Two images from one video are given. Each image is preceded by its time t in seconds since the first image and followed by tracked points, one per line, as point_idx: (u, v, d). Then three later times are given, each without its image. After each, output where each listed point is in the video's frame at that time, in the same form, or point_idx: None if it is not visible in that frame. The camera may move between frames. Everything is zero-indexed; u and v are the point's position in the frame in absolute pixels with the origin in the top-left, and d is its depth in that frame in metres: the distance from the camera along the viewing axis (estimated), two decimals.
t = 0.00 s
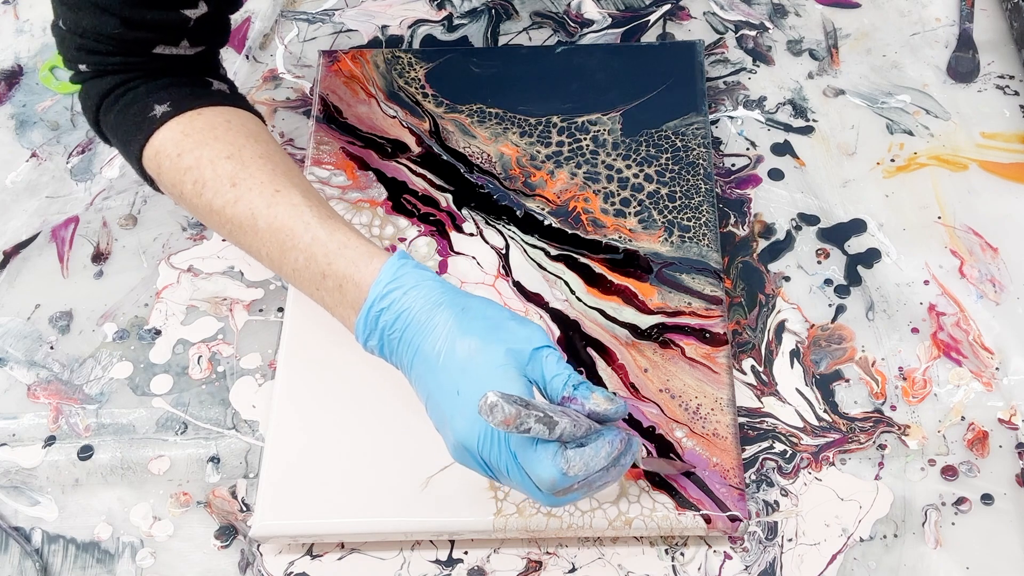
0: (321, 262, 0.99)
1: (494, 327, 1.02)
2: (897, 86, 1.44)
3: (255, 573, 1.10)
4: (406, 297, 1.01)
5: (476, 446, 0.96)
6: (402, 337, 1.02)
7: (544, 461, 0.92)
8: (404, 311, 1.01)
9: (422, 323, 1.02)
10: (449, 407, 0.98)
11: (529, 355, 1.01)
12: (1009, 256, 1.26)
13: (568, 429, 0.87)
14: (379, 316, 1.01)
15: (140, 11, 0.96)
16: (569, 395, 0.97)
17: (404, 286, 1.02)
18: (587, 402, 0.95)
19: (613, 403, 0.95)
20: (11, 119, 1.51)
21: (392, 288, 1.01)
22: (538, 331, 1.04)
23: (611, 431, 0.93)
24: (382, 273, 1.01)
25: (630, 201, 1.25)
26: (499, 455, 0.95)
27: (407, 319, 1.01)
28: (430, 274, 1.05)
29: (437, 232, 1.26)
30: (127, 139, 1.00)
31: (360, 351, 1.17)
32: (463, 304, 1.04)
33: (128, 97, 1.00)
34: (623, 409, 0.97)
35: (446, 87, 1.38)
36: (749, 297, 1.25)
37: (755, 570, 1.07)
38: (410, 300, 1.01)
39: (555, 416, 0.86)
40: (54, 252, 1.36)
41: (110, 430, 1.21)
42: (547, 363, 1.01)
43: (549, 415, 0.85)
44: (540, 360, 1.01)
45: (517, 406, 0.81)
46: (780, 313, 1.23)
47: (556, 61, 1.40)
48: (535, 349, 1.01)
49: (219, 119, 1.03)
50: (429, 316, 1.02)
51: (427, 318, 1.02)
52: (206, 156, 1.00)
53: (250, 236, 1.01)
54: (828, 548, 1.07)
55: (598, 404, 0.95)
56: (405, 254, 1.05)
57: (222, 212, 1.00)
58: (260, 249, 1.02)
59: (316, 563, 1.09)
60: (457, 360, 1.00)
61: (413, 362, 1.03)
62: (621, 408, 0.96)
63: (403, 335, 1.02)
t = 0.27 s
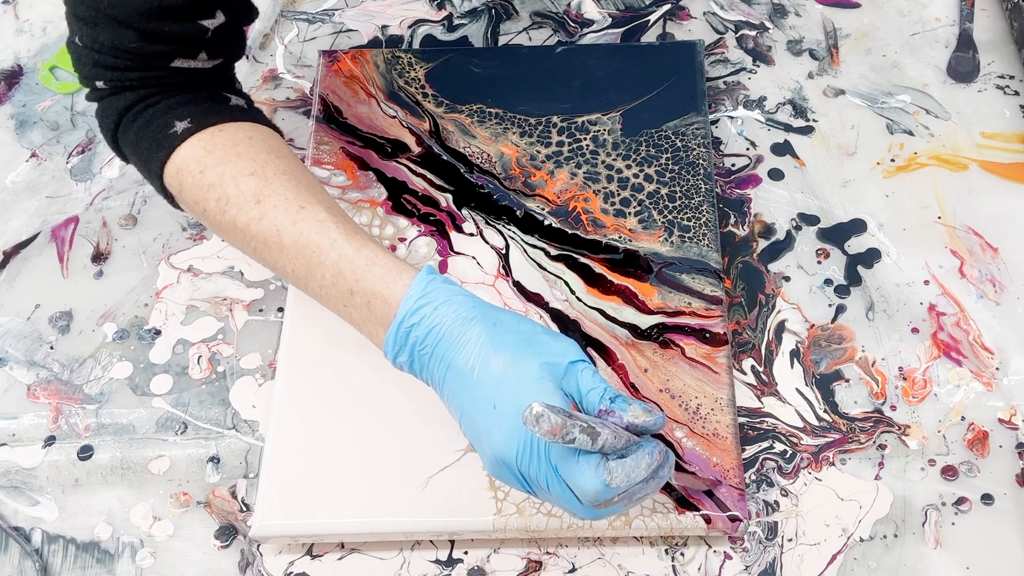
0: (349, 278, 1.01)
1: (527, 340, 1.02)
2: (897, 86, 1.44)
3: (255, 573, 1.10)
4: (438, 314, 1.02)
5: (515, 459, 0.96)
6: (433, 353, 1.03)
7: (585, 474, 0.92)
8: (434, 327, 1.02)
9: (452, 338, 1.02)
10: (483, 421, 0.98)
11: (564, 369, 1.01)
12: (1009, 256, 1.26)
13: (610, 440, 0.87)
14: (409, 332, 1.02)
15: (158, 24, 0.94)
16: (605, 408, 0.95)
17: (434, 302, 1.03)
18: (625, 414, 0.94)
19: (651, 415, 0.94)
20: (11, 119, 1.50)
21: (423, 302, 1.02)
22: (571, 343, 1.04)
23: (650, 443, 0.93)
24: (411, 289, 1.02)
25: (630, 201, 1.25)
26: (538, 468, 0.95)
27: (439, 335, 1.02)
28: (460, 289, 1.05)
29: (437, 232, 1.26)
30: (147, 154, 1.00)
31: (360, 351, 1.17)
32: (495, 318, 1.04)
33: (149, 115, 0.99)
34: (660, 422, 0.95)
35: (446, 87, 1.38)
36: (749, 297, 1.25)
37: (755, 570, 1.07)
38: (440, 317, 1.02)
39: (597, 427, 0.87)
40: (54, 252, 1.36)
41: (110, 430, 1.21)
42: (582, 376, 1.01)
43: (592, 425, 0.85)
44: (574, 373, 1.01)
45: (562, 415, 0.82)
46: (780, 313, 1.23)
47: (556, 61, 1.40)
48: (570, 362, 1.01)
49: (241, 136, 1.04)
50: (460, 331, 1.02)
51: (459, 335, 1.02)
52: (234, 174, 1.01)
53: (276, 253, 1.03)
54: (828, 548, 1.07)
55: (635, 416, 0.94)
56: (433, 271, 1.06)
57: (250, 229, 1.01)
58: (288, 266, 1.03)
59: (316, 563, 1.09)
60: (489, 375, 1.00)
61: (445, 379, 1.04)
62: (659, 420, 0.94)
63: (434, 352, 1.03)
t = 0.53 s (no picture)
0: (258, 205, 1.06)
1: (377, 256, 1.06)
2: (897, 86, 1.44)
3: (255, 573, 1.10)
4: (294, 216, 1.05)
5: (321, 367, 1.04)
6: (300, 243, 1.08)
7: (372, 399, 0.98)
8: (308, 221, 1.05)
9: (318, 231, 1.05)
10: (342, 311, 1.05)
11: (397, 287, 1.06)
12: (1009, 256, 1.26)
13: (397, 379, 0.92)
14: (289, 222, 1.06)
15: None
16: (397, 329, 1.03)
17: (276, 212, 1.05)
18: (440, 342, 0.99)
19: (461, 347, 0.98)
20: (11, 119, 1.51)
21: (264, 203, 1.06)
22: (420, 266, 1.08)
23: (450, 378, 0.99)
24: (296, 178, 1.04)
25: (630, 201, 1.25)
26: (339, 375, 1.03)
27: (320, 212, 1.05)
28: (342, 190, 1.07)
29: (437, 232, 1.26)
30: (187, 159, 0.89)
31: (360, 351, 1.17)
32: (361, 227, 1.07)
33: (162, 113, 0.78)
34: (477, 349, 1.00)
35: (446, 87, 1.38)
36: (750, 297, 1.25)
37: (755, 570, 1.07)
38: (319, 215, 1.04)
39: (388, 366, 0.91)
40: (54, 252, 1.36)
41: (110, 430, 1.21)
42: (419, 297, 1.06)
43: (372, 370, 0.88)
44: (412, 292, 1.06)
45: (332, 366, 0.83)
46: (781, 313, 1.23)
47: (557, 61, 1.40)
48: (404, 283, 1.06)
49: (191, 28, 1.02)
50: (327, 230, 1.05)
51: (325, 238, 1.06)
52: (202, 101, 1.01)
53: (245, 175, 1.05)
54: (829, 548, 1.07)
55: (447, 346, 0.98)
56: (325, 165, 1.06)
57: (218, 153, 1.04)
58: (267, 197, 1.07)
59: (316, 563, 1.09)
60: (343, 276, 1.06)
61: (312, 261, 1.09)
62: (472, 352, 0.99)
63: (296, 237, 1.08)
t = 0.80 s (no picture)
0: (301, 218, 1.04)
1: (443, 271, 1.05)
2: (897, 86, 1.44)
3: (255, 573, 1.10)
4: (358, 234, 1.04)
5: (402, 375, 1.01)
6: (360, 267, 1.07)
7: (454, 403, 0.95)
8: (367, 242, 1.04)
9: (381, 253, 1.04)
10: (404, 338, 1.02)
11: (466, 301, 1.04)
12: (1009, 256, 1.26)
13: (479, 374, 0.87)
14: (346, 246, 1.05)
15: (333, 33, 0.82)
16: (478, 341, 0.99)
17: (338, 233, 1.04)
18: (517, 351, 0.96)
19: (540, 355, 0.95)
20: (11, 119, 1.51)
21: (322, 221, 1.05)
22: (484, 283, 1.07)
23: (530, 385, 0.93)
24: (352, 205, 1.04)
25: (630, 201, 1.25)
26: (421, 387, 0.99)
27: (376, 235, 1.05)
28: (399, 213, 1.06)
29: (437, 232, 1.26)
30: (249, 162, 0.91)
31: (359, 351, 1.17)
32: (421, 245, 1.06)
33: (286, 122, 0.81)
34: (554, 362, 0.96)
35: (446, 87, 1.38)
36: (749, 297, 1.25)
37: (755, 570, 1.07)
38: (375, 235, 1.04)
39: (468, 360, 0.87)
40: (54, 252, 1.36)
41: (110, 430, 1.21)
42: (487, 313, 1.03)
43: (457, 359, 0.84)
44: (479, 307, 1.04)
45: (419, 346, 0.81)
46: (780, 313, 1.23)
47: (556, 61, 1.40)
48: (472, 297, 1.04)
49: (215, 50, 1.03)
50: (385, 251, 1.04)
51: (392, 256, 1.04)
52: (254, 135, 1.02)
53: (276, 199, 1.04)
54: (828, 548, 1.07)
55: (525, 356, 0.95)
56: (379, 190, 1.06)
57: (267, 183, 1.04)
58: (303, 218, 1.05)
59: (316, 563, 1.09)
60: (407, 293, 1.03)
61: (370, 285, 1.07)
62: (549, 362, 0.96)
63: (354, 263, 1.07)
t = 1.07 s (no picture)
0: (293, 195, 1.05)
1: (436, 252, 1.05)
2: (897, 86, 1.44)
3: (255, 573, 1.10)
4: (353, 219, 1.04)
5: (401, 358, 1.00)
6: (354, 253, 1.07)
7: (458, 380, 0.95)
8: (358, 229, 1.04)
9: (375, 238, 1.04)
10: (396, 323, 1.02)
11: (463, 281, 1.04)
12: (1009, 256, 1.26)
13: (483, 351, 0.89)
14: (336, 233, 1.05)
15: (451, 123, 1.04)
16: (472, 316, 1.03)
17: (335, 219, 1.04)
18: (515, 330, 0.97)
19: (537, 333, 0.97)
20: (12, 119, 1.51)
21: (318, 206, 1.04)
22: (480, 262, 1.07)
23: (531, 359, 0.95)
24: (341, 194, 1.04)
25: (630, 201, 1.25)
26: (421, 368, 0.99)
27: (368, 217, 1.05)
28: (387, 200, 1.06)
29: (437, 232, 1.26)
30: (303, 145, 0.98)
31: (360, 351, 1.17)
32: (413, 229, 1.06)
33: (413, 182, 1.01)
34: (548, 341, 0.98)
35: (446, 87, 1.38)
36: (749, 297, 1.25)
37: (755, 570, 1.07)
38: (366, 221, 1.04)
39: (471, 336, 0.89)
40: (54, 252, 1.36)
41: (110, 430, 1.21)
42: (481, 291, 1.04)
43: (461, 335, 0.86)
44: (475, 287, 1.04)
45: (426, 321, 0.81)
46: (780, 313, 1.23)
47: (556, 61, 1.40)
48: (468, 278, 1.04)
49: (205, 37, 1.06)
50: (379, 236, 1.04)
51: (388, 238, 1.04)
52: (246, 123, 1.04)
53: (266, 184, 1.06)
54: (829, 549, 1.07)
55: (523, 334, 0.97)
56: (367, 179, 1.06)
57: (257, 172, 1.05)
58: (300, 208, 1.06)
59: (316, 563, 1.09)
60: (401, 279, 1.03)
61: (364, 275, 1.07)
62: (547, 339, 0.98)
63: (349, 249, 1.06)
